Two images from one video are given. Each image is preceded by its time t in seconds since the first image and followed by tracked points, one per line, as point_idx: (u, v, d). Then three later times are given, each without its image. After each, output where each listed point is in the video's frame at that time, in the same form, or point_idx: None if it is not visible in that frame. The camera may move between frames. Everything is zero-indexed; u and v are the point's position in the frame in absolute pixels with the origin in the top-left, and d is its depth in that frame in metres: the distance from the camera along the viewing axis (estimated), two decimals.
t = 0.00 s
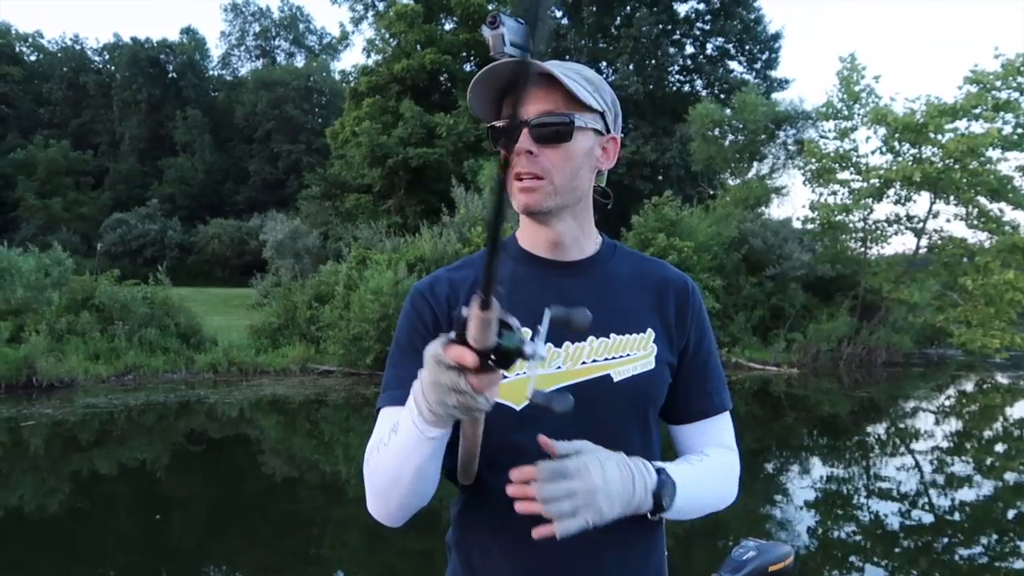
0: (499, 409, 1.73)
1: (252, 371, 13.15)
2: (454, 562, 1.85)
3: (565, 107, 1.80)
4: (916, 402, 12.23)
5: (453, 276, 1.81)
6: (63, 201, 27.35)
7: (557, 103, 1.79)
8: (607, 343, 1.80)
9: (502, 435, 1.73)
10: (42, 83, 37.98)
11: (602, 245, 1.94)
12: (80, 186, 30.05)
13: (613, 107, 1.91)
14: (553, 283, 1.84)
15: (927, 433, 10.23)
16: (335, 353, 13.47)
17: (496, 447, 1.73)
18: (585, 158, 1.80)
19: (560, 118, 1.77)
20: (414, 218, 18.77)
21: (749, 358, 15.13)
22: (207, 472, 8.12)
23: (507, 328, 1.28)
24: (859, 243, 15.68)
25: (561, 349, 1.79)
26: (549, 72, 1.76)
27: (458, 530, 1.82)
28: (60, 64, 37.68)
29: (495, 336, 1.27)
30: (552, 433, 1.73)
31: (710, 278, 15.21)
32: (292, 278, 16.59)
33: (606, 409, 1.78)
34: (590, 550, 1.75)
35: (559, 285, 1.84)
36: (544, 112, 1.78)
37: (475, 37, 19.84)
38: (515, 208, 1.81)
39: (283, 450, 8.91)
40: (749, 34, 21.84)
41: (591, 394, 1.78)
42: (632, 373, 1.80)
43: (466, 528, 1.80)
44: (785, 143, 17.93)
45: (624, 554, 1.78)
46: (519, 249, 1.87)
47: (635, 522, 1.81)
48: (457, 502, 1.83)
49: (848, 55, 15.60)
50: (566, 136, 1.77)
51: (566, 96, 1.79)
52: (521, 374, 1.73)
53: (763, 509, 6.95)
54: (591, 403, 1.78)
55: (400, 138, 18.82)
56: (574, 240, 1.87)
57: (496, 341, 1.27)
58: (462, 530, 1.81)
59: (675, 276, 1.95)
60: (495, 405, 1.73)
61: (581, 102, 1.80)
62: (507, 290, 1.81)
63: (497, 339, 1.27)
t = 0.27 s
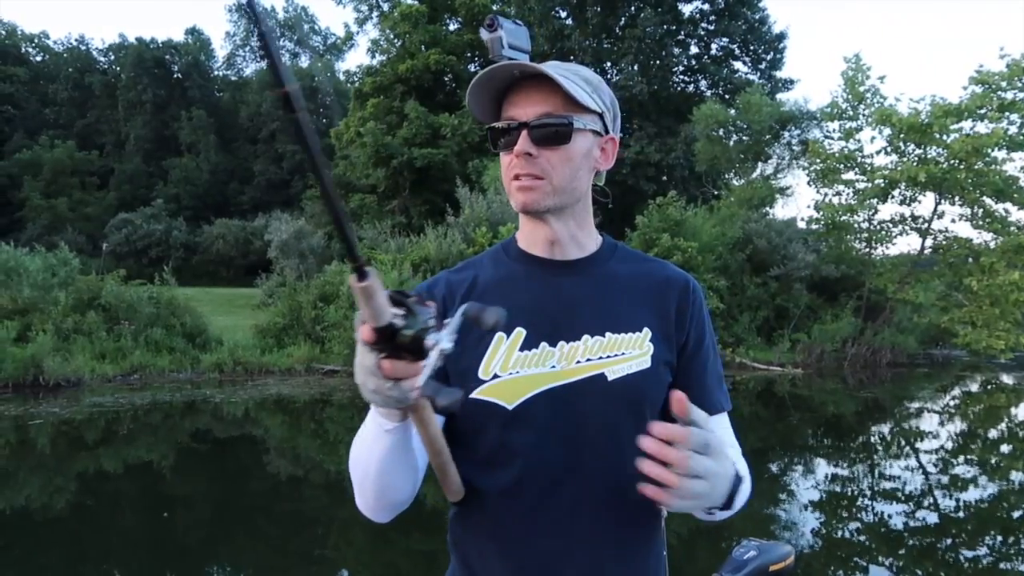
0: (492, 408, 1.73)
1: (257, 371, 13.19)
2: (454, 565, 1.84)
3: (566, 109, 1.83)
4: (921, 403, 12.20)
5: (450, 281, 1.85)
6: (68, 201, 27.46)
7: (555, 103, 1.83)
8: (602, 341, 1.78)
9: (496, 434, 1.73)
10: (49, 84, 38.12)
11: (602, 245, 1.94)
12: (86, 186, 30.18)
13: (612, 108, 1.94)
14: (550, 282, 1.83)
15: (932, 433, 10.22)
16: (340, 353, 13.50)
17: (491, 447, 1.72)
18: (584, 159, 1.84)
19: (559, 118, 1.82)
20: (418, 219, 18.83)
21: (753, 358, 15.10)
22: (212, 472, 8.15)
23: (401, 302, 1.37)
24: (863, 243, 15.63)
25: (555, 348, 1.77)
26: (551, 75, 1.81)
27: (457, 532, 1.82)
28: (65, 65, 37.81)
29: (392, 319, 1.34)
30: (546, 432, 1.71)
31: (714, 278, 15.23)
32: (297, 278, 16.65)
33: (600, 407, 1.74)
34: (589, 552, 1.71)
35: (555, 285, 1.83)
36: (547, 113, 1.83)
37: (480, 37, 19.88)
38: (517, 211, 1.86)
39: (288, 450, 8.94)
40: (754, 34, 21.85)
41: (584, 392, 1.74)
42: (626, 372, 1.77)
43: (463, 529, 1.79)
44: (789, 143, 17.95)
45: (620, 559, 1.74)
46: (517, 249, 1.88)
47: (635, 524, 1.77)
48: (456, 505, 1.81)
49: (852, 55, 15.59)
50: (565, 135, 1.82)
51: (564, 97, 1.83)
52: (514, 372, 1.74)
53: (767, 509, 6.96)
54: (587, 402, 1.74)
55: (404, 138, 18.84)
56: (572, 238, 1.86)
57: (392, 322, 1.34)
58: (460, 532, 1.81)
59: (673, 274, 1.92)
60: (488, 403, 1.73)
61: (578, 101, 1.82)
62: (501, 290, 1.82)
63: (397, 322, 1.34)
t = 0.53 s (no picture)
0: (492, 408, 1.70)
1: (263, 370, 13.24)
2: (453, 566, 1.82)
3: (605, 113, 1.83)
4: (925, 403, 12.20)
5: (449, 278, 1.78)
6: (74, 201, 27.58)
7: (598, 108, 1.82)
8: (605, 340, 1.74)
9: (496, 434, 1.70)
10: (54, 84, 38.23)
11: (606, 241, 1.88)
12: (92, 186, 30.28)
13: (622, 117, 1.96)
14: (552, 278, 1.78)
15: (937, 434, 10.21)
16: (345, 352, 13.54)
17: (491, 446, 1.70)
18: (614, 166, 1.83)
19: (607, 120, 1.82)
20: (423, 219, 18.89)
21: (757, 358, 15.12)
22: (217, 471, 8.18)
23: (310, 379, 1.45)
24: (868, 243, 15.59)
25: (556, 347, 1.73)
26: (591, 75, 1.83)
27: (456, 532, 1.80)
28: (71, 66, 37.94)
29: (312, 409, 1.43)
30: (547, 432, 1.68)
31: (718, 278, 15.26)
32: (303, 278, 16.71)
33: (603, 406, 1.69)
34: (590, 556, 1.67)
35: (557, 283, 1.78)
36: (594, 114, 1.81)
37: (484, 37, 19.90)
38: (561, 215, 1.78)
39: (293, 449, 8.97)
40: (759, 34, 21.85)
41: (585, 392, 1.70)
42: (629, 370, 1.72)
43: (461, 528, 1.78)
44: (794, 143, 17.93)
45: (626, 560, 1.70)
46: (520, 247, 1.82)
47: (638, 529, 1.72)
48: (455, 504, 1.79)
49: (857, 55, 15.59)
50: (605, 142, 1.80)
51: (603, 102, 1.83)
52: (514, 372, 1.70)
53: (771, 509, 6.98)
54: (590, 402, 1.69)
55: (409, 138, 18.89)
56: (583, 237, 1.81)
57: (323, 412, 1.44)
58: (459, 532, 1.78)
59: (675, 269, 1.87)
60: (488, 404, 1.70)
61: (631, 98, 1.87)
62: (503, 288, 1.76)
63: (321, 410, 1.43)
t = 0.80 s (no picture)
0: (494, 411, 1.71)
1: (268, 370, 13.27)
2: (457, 567, 1.83)
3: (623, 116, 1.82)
4: (929, 403, 12.19)
5: (449, 280, 1.78)
6: (79, 201, 27.64)
7: (619, 111, 1.80)
8: (607, 342, 1.73)
9: (497, 435, 1.71)
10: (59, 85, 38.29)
11: (606, 242, 1.87)
12: (97, 186, 30.35)
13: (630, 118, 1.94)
14: (553, 281, 1.77)
15: (941, 434, 10.20)
16: (350, 352, 13.56)
17: (493, 448, 1.71)
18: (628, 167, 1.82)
19: (627, 123, 1.81)
20: (427, 219, 18.92)
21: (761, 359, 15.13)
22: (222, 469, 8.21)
23: (219, 446, 1.58)
24: (872, 243, 15.68)
25: (558, 349, 1.73)
26: (610, 80, 1.82)
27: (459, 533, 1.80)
28: (76, 66, 38.00)
29: (221, 478, 1.56)
30: (549, 434, 1.67)
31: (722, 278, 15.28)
32: (307, 278, 16.74)
33: (606, 408, 1.69)
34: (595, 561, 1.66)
35: (556, 285, 1.77)
36: (616, 117, 1.79)
37: (488, 38, 19.92)
38: (583, 220, 1.73)
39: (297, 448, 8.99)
40: (763, 34, 21.84)
41: (588, 395, 1.70)
42: (631, 372, 1.72)
43: (464, 530, 1.78)
44: (798, 143, 18.12)
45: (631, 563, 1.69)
46: (523, 248, 1.81)
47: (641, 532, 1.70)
48: (458, 506, 1.79)
49: (861, 56, 15.59)
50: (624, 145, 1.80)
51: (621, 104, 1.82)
52: (516, 376, 1.70)
53: (775, 509, 7.01)
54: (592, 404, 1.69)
55: (413, 138, 18.91)
56: (588, 240, 1.79)
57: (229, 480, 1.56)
58: (463, 533, 1.79)
59: (676, 270, 1.87)
60: (490, 407, 1.71)
61: (655, 101, 1.86)
62: (504, 291, 1.76)
63: (226, 478, 1.56)
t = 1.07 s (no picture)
0: (492, 416, 1.69)
1: (273, 369, 13.30)
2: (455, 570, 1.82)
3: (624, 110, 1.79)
4: (934, 404, 12.17)
5: (445, 283, 1.76)
6: (84, 200, 27.71)
7: (619, 106, 1.78)
8: (604, 346, 1.70)
9: (494, 438, 1.69)
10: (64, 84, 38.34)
11: (607, 243, 1.84)
12: (101, 186, 30.41)
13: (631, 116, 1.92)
14: (552, 283, 1.74)
15: (946, 435, 10.17)
16: (354, 352, 13.58)
17: (490, 452, 1.69)
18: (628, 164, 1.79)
19: (627, 119, 1.78)
20: (431, 218, 18.95)
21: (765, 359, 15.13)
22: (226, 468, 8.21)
23: (187, 482, 1.53)
24: (876, 245, 15.65)
25: (556, 353, 1.70)
26: (612, 75, 1.80)
27: (458, 536, 1.79)
28: (80, 65, 38.06)
29: (190, 515, 1.51)
30: (547, 439, 1.65)
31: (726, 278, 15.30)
32: (311, 278, 16.78)
33: (603, 414, 1.66)
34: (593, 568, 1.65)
35: (554, 287, 1.74)
36: (616, 113, 1.77)
37: (492, 38, 19.92)
38: (580, 217, 1.71)
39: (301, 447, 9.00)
40: (767, 34, 21.81)
41: (585, 400, 1.67)
42: (630, 377, 1.69)
43: (462, 533, 1.77)
44: (802, 144, 18.05)
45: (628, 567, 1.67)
46: (522, 249, 1.79)
47: (639, 538, 1.68)
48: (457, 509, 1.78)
49: (866, 56, 15.57)
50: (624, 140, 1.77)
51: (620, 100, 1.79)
52: (512, 381, 1.68)
53: (779, 510, 7.00)
54: (589, 410, 1.67)
55: (418, 138, 18.93)
56: (587, 243, 1.76)
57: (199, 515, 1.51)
58: (461, 536, 1.78)
59: (677, 271, 1.84)
60: (487, 412, 1.69)
61: (655, 97, 1.84)
62: (502, 294, 1.73)
63: (195, 514, 1.51)
